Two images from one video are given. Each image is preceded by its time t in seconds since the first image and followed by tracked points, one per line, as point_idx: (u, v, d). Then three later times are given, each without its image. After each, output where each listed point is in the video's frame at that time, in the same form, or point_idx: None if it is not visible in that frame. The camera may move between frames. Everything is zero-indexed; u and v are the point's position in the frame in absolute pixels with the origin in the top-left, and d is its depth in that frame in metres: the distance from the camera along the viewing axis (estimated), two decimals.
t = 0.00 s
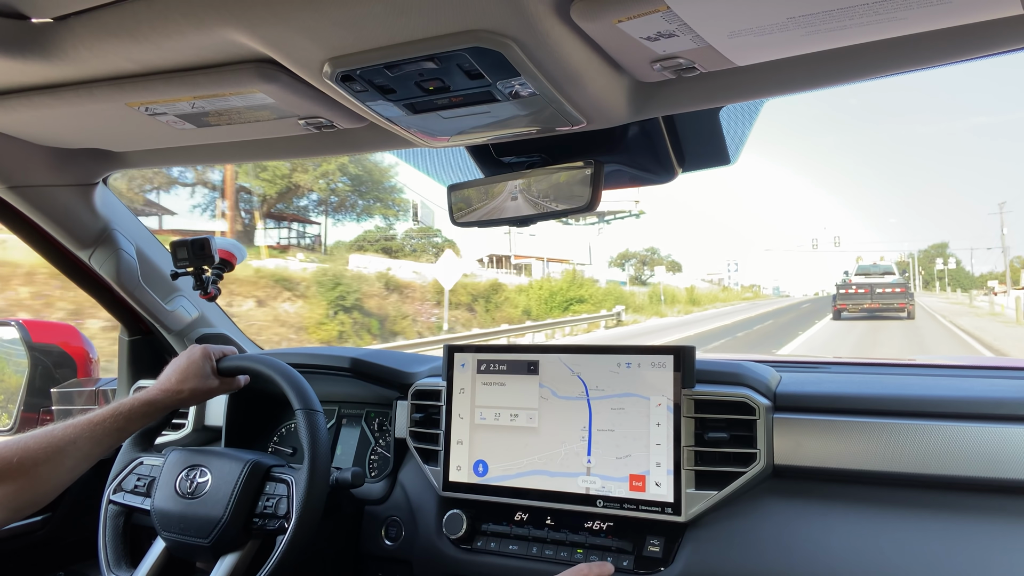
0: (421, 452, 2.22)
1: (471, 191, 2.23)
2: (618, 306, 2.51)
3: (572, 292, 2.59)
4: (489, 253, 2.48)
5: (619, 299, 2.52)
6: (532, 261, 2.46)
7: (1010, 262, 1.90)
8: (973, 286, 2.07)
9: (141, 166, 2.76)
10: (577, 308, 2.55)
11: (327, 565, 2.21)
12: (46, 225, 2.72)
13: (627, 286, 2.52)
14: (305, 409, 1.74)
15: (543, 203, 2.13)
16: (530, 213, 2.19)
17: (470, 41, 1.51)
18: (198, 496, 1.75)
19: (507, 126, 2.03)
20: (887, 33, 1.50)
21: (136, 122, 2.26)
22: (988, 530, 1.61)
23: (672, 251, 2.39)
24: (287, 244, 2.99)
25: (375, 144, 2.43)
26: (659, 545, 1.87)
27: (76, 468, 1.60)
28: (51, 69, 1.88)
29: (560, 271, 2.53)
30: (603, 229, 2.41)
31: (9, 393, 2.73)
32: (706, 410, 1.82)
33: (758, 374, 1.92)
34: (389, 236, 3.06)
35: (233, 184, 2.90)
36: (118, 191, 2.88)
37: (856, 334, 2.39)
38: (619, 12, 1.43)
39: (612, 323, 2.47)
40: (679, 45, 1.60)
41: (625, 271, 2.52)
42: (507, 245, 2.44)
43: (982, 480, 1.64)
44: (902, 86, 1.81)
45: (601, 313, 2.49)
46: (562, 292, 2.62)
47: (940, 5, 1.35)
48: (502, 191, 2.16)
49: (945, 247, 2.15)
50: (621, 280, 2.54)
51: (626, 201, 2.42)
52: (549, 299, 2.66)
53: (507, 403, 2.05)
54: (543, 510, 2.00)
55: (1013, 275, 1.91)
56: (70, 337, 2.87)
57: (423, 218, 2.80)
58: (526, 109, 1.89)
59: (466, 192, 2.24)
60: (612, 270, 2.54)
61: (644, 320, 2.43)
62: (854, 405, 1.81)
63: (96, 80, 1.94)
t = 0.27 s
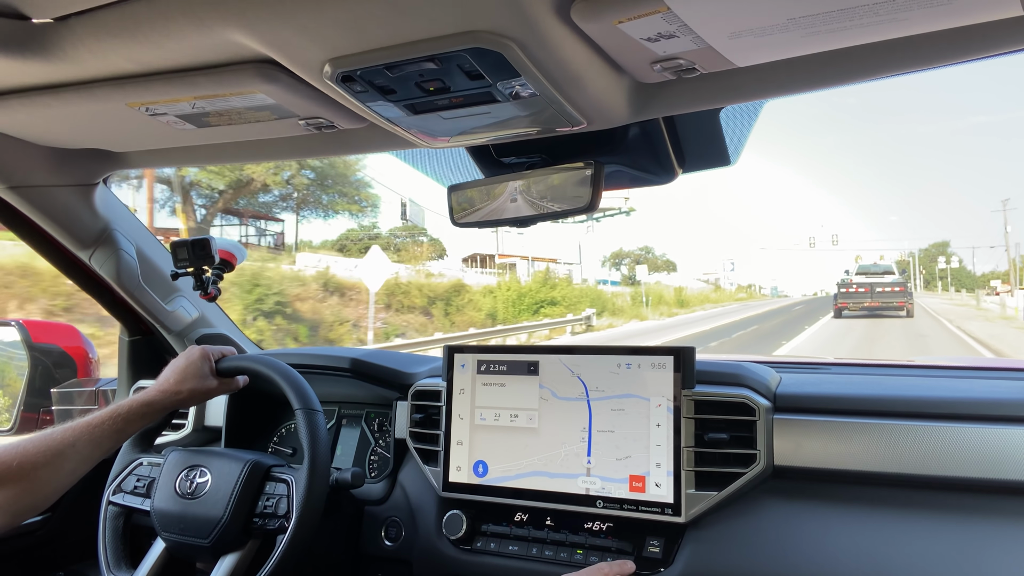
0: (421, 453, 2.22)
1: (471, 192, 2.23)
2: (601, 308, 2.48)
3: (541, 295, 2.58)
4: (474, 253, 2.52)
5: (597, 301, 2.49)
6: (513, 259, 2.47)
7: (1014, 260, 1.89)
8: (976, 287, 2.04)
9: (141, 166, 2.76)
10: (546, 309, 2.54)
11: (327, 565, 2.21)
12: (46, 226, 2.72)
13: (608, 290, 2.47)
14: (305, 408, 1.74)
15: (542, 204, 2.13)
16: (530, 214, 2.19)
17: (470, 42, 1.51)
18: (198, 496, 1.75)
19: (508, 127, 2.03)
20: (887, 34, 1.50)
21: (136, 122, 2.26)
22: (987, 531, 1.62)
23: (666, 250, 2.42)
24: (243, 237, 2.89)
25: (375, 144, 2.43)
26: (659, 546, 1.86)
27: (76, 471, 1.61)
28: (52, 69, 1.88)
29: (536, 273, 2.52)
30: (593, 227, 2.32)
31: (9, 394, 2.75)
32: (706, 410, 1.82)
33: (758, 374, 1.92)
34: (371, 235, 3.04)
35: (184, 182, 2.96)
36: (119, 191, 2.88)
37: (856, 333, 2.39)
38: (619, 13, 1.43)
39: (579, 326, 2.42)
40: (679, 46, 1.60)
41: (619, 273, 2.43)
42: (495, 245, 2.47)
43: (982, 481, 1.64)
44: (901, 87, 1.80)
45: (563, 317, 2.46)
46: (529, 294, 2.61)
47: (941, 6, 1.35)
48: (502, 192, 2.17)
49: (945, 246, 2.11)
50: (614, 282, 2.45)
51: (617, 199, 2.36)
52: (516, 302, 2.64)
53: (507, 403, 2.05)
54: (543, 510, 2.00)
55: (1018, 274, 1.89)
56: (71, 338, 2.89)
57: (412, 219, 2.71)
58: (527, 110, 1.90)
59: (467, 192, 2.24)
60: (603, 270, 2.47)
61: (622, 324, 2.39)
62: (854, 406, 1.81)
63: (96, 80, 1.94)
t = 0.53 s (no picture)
0: (421, 452, 2.22)
1: (471, 192, 2.23)
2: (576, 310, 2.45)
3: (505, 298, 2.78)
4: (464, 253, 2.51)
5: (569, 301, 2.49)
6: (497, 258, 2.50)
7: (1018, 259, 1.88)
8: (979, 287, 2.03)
9: (141, 165, 2.76)
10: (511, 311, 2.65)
11: (327, 565, 2.21)
12: (46, 225, 2.72)
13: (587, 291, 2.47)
14: (305, 407, 1.74)
15: (542, 203, 2.13)
16: (531, 214, 2.19)
17: (470, 41, 1.51)
18: (198, 495, 1.75)
19: (508, 126, 2.03)
20: (887, 34, 1.50)
21: (136, 122, 2.26)
22: (987, 531, 1.62)
23: (661, 250, 2.47)
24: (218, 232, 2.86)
25: (376, 144, 2.43)
26: (659, 545, 1.87)
27: (76, 470, 1.61)
28: (52, 69, 1.88)
29: (508, 273, 2.65)
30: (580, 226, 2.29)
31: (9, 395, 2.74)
32: (706, 410, 1.82)
33: (758, 374, 1.92)
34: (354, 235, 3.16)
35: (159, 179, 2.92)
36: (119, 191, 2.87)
37: (857, 332, 2.39)
38: (619, 13, 1.43)
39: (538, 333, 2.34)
40: (680, 46, 1.60)
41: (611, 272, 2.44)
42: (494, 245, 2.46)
43: (983, 481, 1.64)
44: (902, 86, 1.80)
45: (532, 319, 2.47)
46: (492, 296, 2.86)
47: (941, 6, 1.35)
48: (502, 192, 2.17)
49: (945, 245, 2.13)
50: (605, 283, 2.44)
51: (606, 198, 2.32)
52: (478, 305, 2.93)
53: (507, 403, 2.05)
54: (543, 510, 2.00)
55: (1022, 274, 1.88)
56: (71, 337, 2.89)
57: (400, 219, 2.73)
58: (527, 110, 1.89)
59: (466, 192, 2.24)
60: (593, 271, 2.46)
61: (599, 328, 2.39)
62: (854, 406, 1.81)
63: (96, 79, 1.94)
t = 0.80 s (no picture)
0: (421, 453, 2.22)
1: (471, 193, 2.23)
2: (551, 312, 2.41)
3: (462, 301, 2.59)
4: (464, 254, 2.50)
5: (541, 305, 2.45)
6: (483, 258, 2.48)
7: (1023, 259, 1.88)
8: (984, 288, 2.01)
9: (141, 166, 2.76)
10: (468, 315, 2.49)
11: (327, 566, 2.21)
12: (46, 226, 2.72)
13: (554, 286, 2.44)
14: (305, 407, 1.74)
15: (542, 204, 2.13)
16: (530, 215, 2.19)
17: (470, 42, 1.51)
18: (198, 496, 1.74)
19: (508, 127, 2.03)
20: (887, 34, 1.50)
21: (136, 123, 2.26)
22: (987, 532, 1.61)
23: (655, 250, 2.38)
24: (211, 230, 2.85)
25: (375, 145, 2.43)
26: (659, 546, 1.86)
27: (75, 473, 1.61)
28: (52, 70, 1.89)
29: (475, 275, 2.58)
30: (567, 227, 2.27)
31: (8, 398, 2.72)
32: (706, 411, 1.82)
33: (758, 375, 1.92)
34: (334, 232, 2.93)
35: (159, 179, 2.91)
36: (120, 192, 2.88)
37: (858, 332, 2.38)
38: (619, 13, 1.43)
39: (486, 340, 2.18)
40: (679, 47, 1.60)
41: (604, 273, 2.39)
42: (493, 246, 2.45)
43: (983, 481, 1.64)
44: (903, 86, 1.80)
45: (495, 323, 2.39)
46: (447, 299, 2.64)
47: (940, 7, 1.35)
48: (501, 193, 2.17)
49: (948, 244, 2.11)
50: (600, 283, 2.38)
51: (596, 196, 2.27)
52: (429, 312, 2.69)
53: (507, 404, 2.05)
54: (543, 510, 2.00)
55: None
56: (70, 338, 2.89)
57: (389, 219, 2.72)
58: (527, 110, 1.89)
59: (466, 193, 2.24)
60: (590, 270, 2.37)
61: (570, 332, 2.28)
62: (854, 407, 1.81)
63: (97, 81, 1.94)
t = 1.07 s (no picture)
0: (421, 453, 2.22)
1: (470, 194, 2.23)
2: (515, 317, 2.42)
3: (405, 306, 2.81)
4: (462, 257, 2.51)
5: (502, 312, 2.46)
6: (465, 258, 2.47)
7: None
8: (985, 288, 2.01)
9: (141, 166, 2.76)
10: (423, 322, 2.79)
11: (328, 565, 2.21)
12: (46, 226, 2.71)
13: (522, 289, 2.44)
14: (305, 404, 1.74)
15: (541, 203, 2.14)
16: (530, 215, 2.19)
17: (471, 42, 1.51)
18: (198, 496, 1.74)
19: (508, 127, 2.03)
20: (887, 34, 1.50)
21: (136, 123, 2.26)
22: (987, 531, 1.62)
23: (650, 250, 2.46)
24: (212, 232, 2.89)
25: (375, 145, 2.43)
26: (659, 546, 1.87)
27: (75, 474, 1.62)
28: (52, 70, 1.88)
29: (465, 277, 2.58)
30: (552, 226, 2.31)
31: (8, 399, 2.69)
32: (706, 410, 1.82)
33: (758, 375, 1.93)
34: (317, 232, 3.20)
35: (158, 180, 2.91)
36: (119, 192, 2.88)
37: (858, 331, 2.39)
38: (619, 13, 1.43)
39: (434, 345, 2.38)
40: (679, 46, 1.60)
41: (598, 273, 2.48)
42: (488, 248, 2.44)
43: (983, 481, 1.64)
44: (903, 86, 1.80)
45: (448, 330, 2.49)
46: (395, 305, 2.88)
47: (940, 6, 1.35)
48: (501, 194, 2.17)
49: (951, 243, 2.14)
50: (594, 283, 2.46)
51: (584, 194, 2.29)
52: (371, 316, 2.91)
53: (507, 403, 2.05)
54: (544, 510, 2.00)
55: None
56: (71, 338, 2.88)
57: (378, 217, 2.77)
58: (526, 110, 1.90)
59: (466, 194, 2.24)
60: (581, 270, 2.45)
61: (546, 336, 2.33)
62: (854, 406, 1.81)
63: (97, 80, 1.94)
